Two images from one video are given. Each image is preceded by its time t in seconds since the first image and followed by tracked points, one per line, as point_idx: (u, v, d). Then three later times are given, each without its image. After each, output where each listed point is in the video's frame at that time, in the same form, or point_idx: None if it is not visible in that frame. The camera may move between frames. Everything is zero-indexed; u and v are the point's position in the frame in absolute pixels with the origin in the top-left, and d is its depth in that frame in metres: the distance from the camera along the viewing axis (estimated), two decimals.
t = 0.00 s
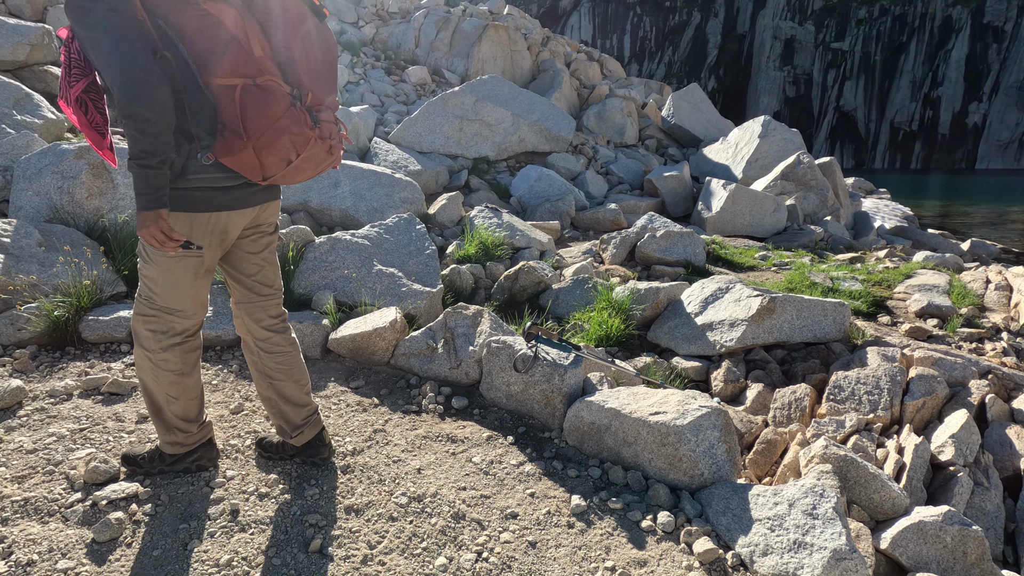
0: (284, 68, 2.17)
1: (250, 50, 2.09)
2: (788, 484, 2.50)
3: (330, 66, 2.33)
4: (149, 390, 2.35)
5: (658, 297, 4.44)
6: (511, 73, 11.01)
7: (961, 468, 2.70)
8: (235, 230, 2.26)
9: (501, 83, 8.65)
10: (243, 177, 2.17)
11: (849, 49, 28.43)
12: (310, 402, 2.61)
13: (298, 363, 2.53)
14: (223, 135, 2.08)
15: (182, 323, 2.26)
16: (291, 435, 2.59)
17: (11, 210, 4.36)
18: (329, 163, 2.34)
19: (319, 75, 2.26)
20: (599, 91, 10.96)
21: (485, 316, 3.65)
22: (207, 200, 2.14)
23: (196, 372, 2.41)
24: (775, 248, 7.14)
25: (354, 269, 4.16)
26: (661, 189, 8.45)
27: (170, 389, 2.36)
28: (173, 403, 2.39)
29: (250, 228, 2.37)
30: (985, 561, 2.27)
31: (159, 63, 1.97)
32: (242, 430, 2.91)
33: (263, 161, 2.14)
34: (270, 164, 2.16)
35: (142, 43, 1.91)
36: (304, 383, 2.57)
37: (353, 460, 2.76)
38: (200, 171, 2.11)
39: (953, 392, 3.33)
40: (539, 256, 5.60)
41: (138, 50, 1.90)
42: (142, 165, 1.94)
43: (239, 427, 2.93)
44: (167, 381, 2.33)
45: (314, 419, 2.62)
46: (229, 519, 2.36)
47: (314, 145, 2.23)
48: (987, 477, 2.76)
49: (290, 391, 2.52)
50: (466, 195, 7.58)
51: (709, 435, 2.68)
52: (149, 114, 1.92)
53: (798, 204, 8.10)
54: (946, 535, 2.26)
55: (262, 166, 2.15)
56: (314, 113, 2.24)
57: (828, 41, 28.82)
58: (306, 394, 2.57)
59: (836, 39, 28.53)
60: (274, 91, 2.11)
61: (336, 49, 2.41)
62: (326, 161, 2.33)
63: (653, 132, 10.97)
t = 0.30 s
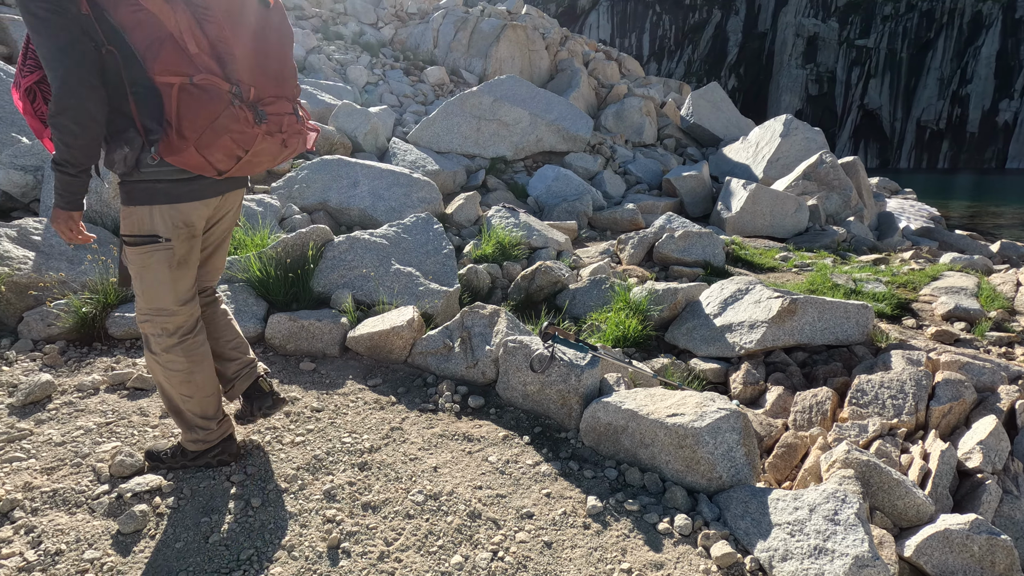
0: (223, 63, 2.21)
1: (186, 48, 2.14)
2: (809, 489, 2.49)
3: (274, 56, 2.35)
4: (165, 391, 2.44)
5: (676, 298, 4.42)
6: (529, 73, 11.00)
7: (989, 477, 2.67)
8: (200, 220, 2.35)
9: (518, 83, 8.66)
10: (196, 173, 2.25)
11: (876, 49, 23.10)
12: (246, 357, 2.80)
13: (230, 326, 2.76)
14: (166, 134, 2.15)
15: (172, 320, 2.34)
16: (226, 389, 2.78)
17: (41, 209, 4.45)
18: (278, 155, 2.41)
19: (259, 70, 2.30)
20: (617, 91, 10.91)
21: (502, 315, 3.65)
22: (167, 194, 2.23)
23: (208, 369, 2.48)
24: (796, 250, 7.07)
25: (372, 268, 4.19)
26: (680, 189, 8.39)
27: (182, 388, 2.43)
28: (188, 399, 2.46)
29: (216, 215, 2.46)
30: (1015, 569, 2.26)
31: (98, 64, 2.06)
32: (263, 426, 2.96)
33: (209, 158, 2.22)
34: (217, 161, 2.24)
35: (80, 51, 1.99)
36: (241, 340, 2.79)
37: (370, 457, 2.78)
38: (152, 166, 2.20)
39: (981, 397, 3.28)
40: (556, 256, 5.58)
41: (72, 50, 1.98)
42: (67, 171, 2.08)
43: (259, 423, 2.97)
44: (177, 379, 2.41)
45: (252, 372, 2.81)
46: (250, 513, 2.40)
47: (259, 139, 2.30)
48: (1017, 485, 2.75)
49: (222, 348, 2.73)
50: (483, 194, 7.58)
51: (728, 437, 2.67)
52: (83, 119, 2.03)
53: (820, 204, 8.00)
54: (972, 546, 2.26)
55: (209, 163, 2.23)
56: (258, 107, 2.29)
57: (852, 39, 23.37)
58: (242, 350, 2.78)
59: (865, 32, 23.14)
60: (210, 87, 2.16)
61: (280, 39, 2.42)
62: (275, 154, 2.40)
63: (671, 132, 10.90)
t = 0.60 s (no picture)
0: (172, 61, 2.22)
1: (134, 50, 2.17)
2: (825, 491, 2.48)
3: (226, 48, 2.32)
4: (182, 383, 2.50)
5: (691, 298, 4.40)
6: (544, 72, 10.99)
7: (1012, 482, 2.64)
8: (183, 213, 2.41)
9: (533, 82, 8.66)
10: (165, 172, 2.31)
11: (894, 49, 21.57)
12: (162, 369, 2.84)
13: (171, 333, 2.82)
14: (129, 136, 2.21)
15: (177, 309, 2.41)
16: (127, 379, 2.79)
17: (66, 208, 4.55)
18: (244, 148, 2.43)
19: (209, 63, 2.27)
20: (633, 89, 10.86)
21: (516, 314, 3.66)
22: (141, 192, 2.30)
23: (220, 356, 2.52)
24: (814, 250, 7.00)
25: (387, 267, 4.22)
26: (696, 188, 8.35)
27: (196, 377, 2.48)
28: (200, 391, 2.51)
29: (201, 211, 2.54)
30: None
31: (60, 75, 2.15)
32: (280, 421, 3.00)
33: (172, 157, 2.26)
34: (181, 159, 2.29)
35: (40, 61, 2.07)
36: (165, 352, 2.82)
37: (384, 453, 2.81)
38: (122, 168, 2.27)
39: (1004, 401, 3.24)
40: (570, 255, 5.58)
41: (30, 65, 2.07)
42: (34, 176, 2.20)
43: (276, 418, 3.01)
44: (191, 369, 2.46)
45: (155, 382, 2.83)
46: (268, 507, 2.45)
47: (217, 135, 2.31)
48: None
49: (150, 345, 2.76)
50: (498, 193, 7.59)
51: (743, 438, 2.67)
52: (46, 130, 2.11)
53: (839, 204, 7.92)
54: (992, 551, 2.23)
55: (173, 162, 2.27)
56: (212, 102, 2.29)
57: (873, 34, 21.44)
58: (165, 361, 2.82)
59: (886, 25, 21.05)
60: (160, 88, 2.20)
61: (231, 27, 2.37)
62: (241, 148, 2.43)
63: (687, 131, 10.84)
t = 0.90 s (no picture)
0: (134, 58, 2.34)
1: (98, 43, 2.27)
2: (838, 491, 2.48)
3: (187, 51, 2.46)
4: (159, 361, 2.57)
5: (703, 297, 4.40)
6: (557, 71, 11.00)
7: None
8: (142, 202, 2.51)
9: (545, 81, 8.67)
10: (123, 162, 2.40)
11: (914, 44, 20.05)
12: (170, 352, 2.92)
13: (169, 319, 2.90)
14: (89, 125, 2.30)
15: (133, 291, 2.49)
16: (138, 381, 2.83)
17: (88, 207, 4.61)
18: (198, 146, 2.54)
19: (170, 63, 2.41)
20: (646, 88, 10.83)
21: (528, 312, 3.67)
22: (101, 180, 2.39)
23: (187, 331, 2.56)
24: (829, 250, 6.94)
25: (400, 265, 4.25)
26: (709, 187, 8.31)
27: (166, 353, 2.52)
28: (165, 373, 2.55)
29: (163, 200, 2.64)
30: None
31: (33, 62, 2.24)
32: (295, 415, 3.05)
33: (129, 148, 2.35)
34: (138, 150, 2.37)
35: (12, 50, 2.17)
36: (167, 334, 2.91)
37: (397, 448, 2.84)
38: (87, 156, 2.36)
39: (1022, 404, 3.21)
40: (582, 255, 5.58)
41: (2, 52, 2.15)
42: (16, 158, 2.26)
43: (291, 413, 3.06)
44: (160, 345, 2.51)
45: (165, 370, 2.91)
46: (284, 499, 2.50)
47: (173, 130, 2.42)
48: None
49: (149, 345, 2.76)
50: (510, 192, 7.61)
51: (755, 437, 2.67)
52: (19, 110, 2.19)
53: (856, 204, 7.85)
54: (1009, 553, 2.21)
55: (130, 152, 2.36)
56: (169, 98, 2.41)
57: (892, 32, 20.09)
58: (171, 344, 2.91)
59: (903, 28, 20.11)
60: (121, 82, 2.30)
61: (196, 34, 2.51)
62: (197, 144, 2.54)
63: (700, 130, 10.80)
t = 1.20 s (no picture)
0: (124, 45, 2.45)
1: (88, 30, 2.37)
2: (852, 493, 2.47)
3: (176, 40, 2.58)
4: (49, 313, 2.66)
5: (716, 298, 4.38)
6: (569, 72, 11.00)
7: None
8: (109, 192, 2.56)
9: (558, 82, 8.69)
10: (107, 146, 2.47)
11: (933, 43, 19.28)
12: (183, 357, 2.92)
13: (178, 324, 2.87)
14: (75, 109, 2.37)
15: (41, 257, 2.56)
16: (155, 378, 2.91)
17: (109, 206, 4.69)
18: (184, 132, 2.62)
19: (160, 50, 2.52)
20: (659, 89, 10.81)
21: (540, 313, 3.69)
22: (78, 164, 2.45)
23: (81, 299, 2.65)
24: (844, 251, 6.89)
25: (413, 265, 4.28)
26: (722, 188, 8.28)
27: (60, 315, 2.62)
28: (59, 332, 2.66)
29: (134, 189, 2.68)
30: None
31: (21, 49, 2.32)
32: (309, 413, 3.08)
33: (114, 131, 2.42)
34: (123, 134, 2.45)
35: (4, 35, 2.23)
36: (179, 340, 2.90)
37: (410, 446, 2.87)
38: (68, 141, 2.43)
39: None
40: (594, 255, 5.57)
41: None
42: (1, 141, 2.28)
43: (306, 410, 3.10)
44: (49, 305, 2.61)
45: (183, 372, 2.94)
46: (299, 496, 2.53)
47: (160, 114, 2.51)
48: None
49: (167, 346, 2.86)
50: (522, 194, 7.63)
51: (768, 439, 2.66)
52: (6, 94, 2.25)
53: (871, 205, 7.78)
54: None
55: (115, 136, 2.44)
56: (157, 84, 2.52)
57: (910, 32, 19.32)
58: (179, 350, 2.90)
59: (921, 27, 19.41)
60: (110, 66, 2.40)
61: (185, 25, 2.63)
62: (181, 130, 2.62)
63: (714, 131, 10.76)
